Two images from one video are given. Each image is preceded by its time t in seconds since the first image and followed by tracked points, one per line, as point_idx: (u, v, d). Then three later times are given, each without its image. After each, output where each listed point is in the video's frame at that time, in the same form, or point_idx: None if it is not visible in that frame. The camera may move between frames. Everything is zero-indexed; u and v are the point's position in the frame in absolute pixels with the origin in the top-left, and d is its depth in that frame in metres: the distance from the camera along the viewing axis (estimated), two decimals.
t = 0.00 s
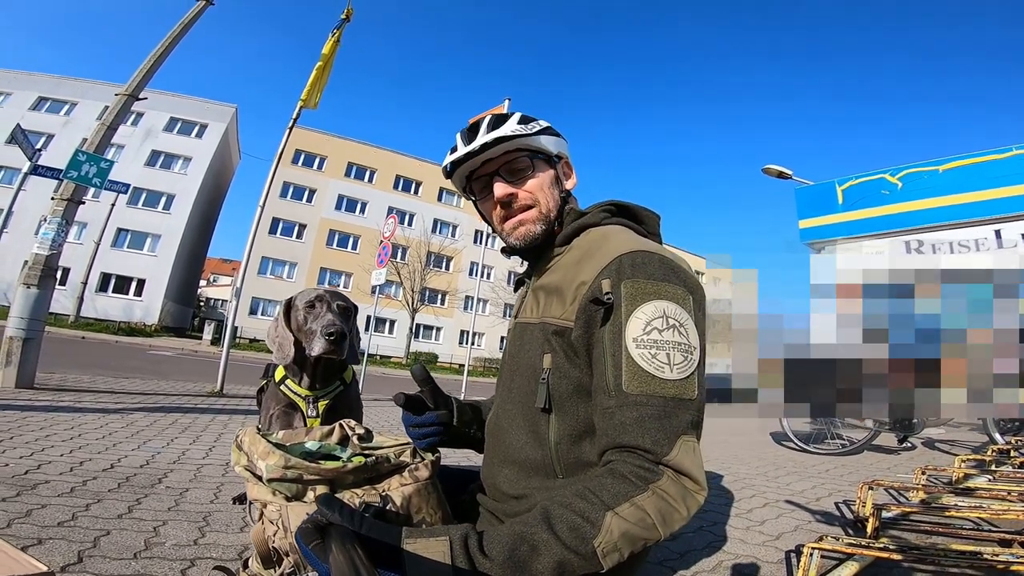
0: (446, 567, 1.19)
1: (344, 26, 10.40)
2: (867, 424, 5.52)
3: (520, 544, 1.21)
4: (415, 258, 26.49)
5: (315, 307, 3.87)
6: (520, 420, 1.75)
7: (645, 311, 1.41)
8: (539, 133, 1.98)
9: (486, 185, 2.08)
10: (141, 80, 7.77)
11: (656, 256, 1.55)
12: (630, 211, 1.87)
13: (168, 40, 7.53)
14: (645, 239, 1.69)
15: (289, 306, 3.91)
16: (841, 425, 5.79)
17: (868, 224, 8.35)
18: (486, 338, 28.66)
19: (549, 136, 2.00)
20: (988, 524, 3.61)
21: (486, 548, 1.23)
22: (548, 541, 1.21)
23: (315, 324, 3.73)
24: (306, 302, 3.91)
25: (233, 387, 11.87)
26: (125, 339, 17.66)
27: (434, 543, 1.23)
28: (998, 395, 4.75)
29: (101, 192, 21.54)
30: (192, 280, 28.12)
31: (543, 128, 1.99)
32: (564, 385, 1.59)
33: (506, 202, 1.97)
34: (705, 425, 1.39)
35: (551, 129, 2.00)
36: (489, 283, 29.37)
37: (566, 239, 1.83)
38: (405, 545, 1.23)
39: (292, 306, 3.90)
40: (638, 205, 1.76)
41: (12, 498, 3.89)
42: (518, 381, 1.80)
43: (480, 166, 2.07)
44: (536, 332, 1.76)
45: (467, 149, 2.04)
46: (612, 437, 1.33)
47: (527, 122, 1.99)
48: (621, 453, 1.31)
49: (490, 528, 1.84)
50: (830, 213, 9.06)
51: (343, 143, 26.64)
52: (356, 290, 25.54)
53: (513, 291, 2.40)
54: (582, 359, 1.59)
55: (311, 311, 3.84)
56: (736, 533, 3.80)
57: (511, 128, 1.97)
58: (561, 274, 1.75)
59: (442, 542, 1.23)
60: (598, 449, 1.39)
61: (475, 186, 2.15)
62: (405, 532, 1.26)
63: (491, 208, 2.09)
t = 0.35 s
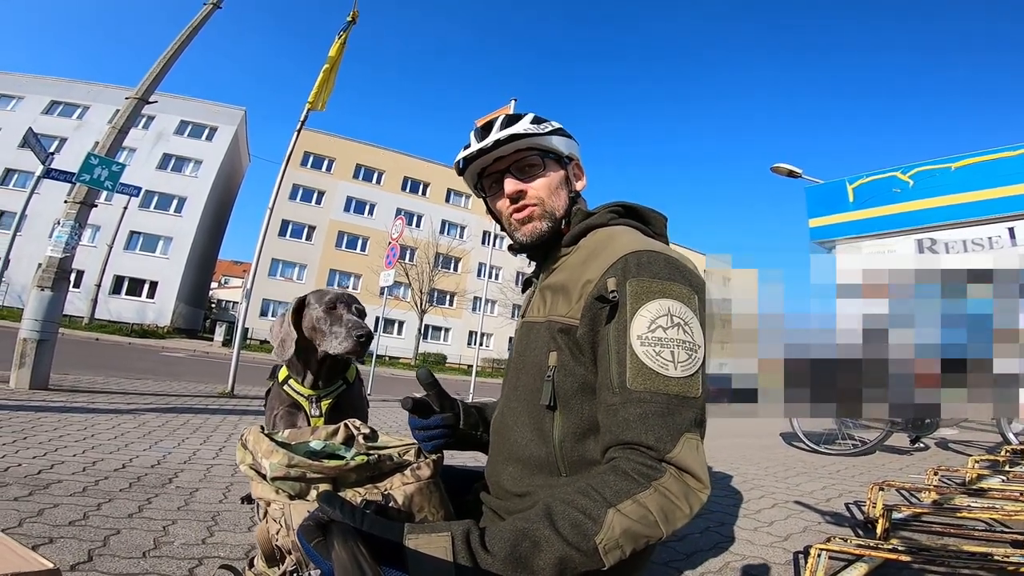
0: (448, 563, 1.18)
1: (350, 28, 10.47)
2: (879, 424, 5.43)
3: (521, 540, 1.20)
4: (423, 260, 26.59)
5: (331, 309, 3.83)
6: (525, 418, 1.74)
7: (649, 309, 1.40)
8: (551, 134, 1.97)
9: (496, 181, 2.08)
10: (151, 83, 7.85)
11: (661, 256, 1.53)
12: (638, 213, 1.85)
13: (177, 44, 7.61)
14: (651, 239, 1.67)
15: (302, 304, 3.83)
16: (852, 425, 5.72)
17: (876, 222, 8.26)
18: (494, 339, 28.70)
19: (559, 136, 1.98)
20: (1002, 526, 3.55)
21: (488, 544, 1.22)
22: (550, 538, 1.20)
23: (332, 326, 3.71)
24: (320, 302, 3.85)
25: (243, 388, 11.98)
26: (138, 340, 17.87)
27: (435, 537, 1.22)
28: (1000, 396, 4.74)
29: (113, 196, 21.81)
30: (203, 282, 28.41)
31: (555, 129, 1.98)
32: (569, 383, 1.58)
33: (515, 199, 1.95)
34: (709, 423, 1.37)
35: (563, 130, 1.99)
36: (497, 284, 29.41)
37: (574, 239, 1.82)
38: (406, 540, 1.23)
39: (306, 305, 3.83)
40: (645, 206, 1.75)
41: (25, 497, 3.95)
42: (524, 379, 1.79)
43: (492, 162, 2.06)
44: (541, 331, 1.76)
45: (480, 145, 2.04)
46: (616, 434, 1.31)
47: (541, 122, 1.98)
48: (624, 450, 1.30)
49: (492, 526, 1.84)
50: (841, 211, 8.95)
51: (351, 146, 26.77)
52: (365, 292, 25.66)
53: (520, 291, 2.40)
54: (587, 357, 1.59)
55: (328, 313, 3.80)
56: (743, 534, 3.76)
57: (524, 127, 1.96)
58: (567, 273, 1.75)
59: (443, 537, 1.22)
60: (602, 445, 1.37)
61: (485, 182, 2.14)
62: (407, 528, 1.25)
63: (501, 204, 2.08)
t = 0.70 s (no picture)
0: None
1: (359, 28, 10.49)
2: (895, 426, 5.31)
3: (518, 552, 1.15)
4: (434, 259, 26.65)
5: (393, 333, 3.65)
6: (530, 423, 1.70)
7: (655, 311, 1.35)
8: (565, 136, 1.93)
9: (507, 184, 2.02)
10: (163, 86, 7.91)
11: (668, 258, 1.48)
12: (648, 216, 1.80)
13: (188, 46, 7.66)
14: (660, 242, 1.62)
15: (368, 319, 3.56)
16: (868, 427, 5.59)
17: (893, 221, 8.02)
18: (505, 338, 28.69)
19: (575, 140, 1.95)
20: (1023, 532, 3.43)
21: (484, 556, 1.17)
22: (548, 550, 1.15)
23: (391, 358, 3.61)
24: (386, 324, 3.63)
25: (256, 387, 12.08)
26: (154, 340, 18.12)
27: (430, 551, 1.18)
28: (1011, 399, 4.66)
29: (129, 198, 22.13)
30: (218, 282, 28.74)
31: (569, 132, 1.95)
32: (574, 388, 1.53)
33: (529, 201, 1.91)
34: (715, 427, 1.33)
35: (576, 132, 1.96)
36: (508, 283, 29.37)
37: (583, 241, 1.78)
38: (401, 554, 1.19)
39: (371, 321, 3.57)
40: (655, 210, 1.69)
41: (37, 498, 3.99)
42: (529, 383, 1.74)
43: (504, 165, 2.00)
44: (547, 335, 1.72)
45: (493, 147, 1.98)
46: (620, 439, 1.27)
47: (554, 123, 1.95)
48: (627, 457, 1.25)
49: (496, 532, 1.79)
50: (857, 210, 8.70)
51: (362, 146, 26.89)
52: (376, 291, 25.77)
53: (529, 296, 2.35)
54: (592, 361, 1.54)
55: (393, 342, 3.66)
56: (754, 538, 3.68)
57: (539, 128, 1.92)
58: (575, 276, 1.72)
59: (439, 550, 1.18)
60: (606, 451, 1.33)
61: (496, 184, 2.08)
62: (403, 541, 1.23)
63: (512, 208, 2.02)
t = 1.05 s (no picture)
0: None
1: (365, 23, 10.47)
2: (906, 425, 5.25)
3: (528, 556, 1.15)
4: (441, 253, 26.69)
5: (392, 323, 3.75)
6: (538, 424, 1.69)
7: (668, 312, 1.33)
8: (574, 133, 1.88)
9: (514, 179, 1.98)
10: (171, 81, 7.94)
11: (681, 259, 1.46)
12: (656, 215, 1.77)
13: (196, 41, 7.67)
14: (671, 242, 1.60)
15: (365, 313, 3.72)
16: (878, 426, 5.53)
17: (904, 216, 7.89)
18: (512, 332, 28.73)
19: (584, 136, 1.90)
20: None
21: (493, 560, 1.17)
22: (557, 553, 1.15)
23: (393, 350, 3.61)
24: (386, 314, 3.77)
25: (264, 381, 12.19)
26: (165, 333, 18.30)
27: (440, 553, 1.18)
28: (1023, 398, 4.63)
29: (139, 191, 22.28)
30: (227, 275, 28.94)
31: (578, 128, 1.90)
32: (582, 389, 1.52)
33: (534, 197, 1.86)
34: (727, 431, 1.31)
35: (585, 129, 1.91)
36: (515, 276, 29.37)
37: (592, 240, 1.76)
38: (410, 556, 1.19)
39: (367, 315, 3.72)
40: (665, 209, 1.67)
41: (48, 493, 4.05)
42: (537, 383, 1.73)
43: (511, 160, 1.96)
44: (555, 335, 1.70)
45: (500, 141, 1.93)
46: (630, 442, 1.25)
47: (564, 120, 1.90)
48: (637, 460, 1.24)
49: (502, 535, 1.78)
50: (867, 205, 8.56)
51: (369, 139, 26.89)
52: (384, 284, 25.84)
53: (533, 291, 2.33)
54: (602, 362, 1.52)
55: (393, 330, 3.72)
56: (760, 537, 3.66)
57: (548, 125, 1.87)
58: (584, 275, 1.70)
59: (449, 552, 1.18)
60: (615, 453, 1.32)
61: (502, 179, 2.04)
62: (412, 543, 1.21)
63: (518, 204, 1.98)
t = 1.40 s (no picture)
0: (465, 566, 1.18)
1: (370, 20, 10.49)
2: (911, 422, 5.25)
3: (539, 545, 1.18)
4: (445, 250, 26.73)
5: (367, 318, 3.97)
6: (548, 416, 1.72)
7: (677, 305, 1.36)
8: (577, 128, 1.89)
9: (518, 177, 2.01)
10: (178, 78, 7.97)
11: (690, 251, 1.47)
12: (665, 207, 1.78)
13: (203, 38, 7.69)
14: (681, 234, 1.61)
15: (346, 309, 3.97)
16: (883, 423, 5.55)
17: (912, 215, 7.87)
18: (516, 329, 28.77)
19: (588, 131, 1.91)
20: None
21: (505, 547, 1.20)
22: (568, 542, 1.18)
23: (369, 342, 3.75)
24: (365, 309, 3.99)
25: (269, 377, 12.26)
26: (171, 329, 18.42)
27: (452, 542, 1.21)
28: None
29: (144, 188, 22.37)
30: (232, 272, 29.06)
31: (583, 123, 1.91)
32: (592, 380, 1.54)
33: (538, 196, 1.91)
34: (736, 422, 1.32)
35: (590, 124, 1.92)
36: (519, 273, 29.38)
37: (599, 233, 1.78)
38: (424, 545, 1.22)
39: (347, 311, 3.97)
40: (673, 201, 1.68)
41: (60, 488, 4.10)
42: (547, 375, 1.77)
43: (516, 157, 1.98)
44: (565, 327, 1.73)
45: (504, 140, 1.96)
46: (640, 434, 1.28)
47: (568, 116, 1.91)
48: (647, 451, 1.26)
49: (512, 525, 1.81)
50: (874, 203, 8.56)
51: (373, 136, 26.92)
52: (388, 281, 25.90)
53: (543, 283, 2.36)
54: (611, 354, 1.55)
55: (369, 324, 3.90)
56: (765, 533, 3.68)
57: (552, 122, 1.88)
58: (592, 267, 1.72)
59: (461, 541, 1.21)
60: (625, 445, 1.34)
61: (510, 176, 2.08)
62: (424, 532, 1.24)
63: (524, 201, 2.02)
